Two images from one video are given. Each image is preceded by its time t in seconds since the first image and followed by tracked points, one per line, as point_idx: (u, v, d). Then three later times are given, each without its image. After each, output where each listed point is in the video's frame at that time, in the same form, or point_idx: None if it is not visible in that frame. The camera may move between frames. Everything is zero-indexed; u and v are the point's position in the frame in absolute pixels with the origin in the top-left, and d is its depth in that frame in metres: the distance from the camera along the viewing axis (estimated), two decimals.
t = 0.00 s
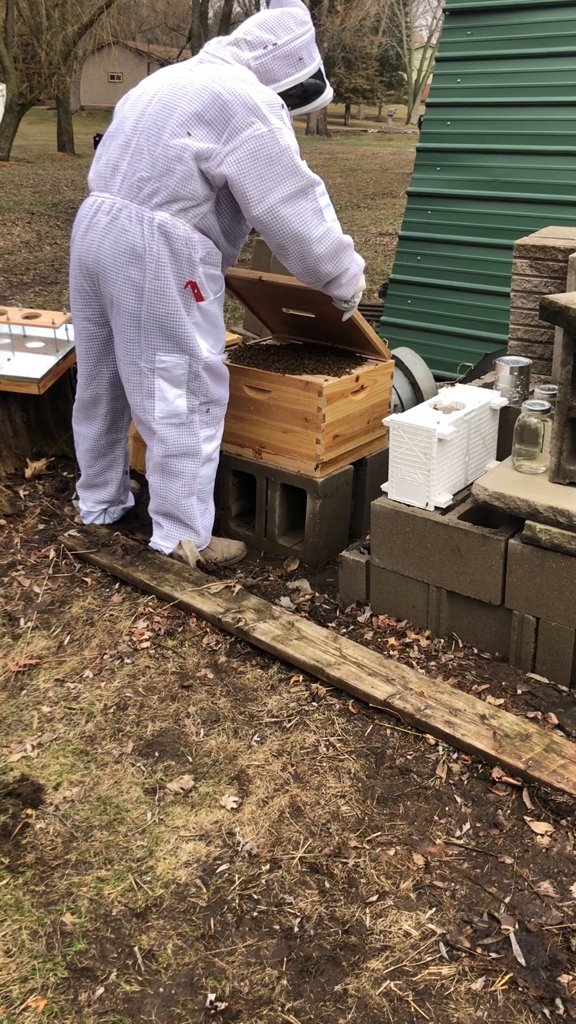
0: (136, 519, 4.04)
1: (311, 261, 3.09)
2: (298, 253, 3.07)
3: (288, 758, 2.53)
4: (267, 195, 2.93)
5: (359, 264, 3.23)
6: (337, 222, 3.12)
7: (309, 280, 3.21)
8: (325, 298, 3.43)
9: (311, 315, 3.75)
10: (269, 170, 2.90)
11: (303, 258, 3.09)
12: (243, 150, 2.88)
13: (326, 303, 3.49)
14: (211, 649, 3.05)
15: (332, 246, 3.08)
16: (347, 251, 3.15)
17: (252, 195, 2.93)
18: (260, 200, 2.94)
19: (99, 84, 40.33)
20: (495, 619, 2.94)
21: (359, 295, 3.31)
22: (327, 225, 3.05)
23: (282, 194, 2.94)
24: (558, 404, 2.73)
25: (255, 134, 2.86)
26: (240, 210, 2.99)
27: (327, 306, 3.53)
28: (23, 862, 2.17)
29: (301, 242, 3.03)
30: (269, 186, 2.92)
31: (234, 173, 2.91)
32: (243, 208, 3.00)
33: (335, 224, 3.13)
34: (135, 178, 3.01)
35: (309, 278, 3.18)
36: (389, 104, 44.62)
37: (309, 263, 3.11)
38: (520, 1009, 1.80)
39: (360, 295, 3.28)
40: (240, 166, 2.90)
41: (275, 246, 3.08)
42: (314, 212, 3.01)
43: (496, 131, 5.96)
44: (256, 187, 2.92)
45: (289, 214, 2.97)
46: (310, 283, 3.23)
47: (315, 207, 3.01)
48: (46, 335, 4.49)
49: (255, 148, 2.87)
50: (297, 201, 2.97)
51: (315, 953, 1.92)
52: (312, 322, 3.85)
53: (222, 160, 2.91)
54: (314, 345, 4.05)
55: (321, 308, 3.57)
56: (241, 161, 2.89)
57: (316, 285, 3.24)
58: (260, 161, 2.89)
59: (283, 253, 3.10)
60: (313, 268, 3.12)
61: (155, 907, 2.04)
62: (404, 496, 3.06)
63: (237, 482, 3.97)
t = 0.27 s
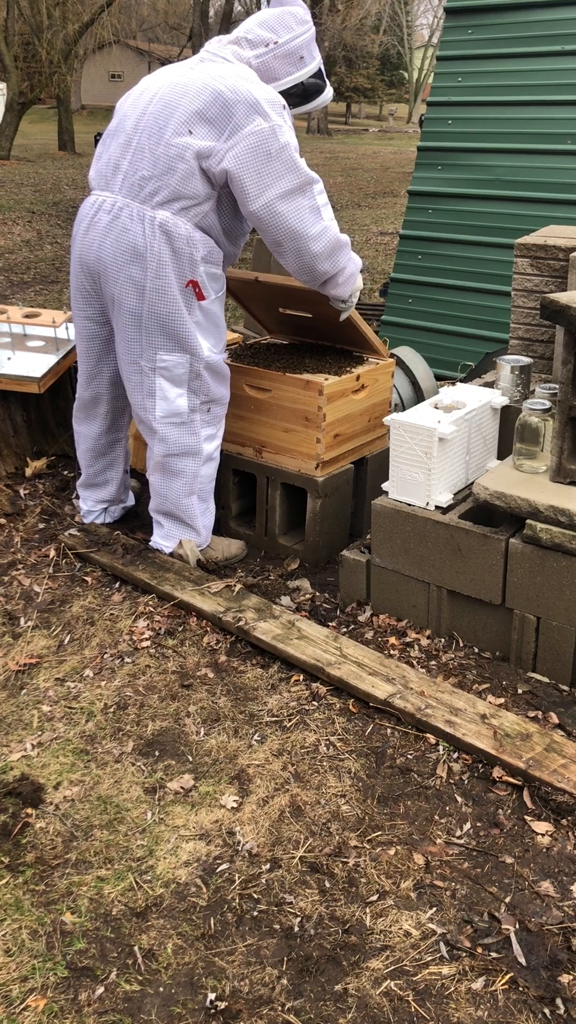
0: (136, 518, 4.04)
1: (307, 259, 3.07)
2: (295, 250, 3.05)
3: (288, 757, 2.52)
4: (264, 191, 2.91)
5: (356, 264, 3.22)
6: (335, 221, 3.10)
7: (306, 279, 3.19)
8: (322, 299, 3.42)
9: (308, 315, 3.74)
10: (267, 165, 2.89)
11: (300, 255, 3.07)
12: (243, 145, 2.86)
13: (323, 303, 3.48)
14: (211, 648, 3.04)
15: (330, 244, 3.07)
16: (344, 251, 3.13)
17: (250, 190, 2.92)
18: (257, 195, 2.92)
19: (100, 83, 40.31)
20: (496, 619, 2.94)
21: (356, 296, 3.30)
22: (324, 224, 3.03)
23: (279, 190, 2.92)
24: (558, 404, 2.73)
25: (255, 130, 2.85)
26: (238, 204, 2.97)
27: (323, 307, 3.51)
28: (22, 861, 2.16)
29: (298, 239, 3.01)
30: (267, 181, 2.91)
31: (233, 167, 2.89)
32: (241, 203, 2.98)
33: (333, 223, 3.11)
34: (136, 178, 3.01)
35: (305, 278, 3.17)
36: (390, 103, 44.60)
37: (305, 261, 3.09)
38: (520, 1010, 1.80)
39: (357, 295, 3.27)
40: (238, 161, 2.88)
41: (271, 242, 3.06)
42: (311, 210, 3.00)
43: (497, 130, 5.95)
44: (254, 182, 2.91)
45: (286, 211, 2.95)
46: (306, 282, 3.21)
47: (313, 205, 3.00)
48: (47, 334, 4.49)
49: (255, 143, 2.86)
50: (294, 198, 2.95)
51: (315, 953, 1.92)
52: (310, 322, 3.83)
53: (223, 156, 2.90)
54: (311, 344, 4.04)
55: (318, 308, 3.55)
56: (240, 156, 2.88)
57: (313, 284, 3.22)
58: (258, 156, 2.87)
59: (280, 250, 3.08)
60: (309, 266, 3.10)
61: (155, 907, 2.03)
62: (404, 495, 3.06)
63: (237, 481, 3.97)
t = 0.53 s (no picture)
0: (137, 517, 4.04)
1: (304, 254, 3.04)
2: (291, 245, 3.03)
3: (289, 757, 2.52)
4: (262, 184, 2.90)
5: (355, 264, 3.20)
6: (333, 220, 3.08)
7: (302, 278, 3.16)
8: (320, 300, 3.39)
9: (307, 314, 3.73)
10: (265, 159, 2.87)
11: (296, 251, 3.04)
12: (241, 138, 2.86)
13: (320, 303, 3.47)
14: (212, 648, 3.05)
15: (327, 242, 3.04)
16: (342, 250, 3.11)
17: (248, 182, 2.90)
18: (254, 187, 2.91)
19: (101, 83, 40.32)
20: (496, 619, 2.94)
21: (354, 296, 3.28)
22: (321, 221, 3.01)
23: (276, 184, 2.90)
24: (560, 404, 2.73)
25: (255, 124, 2.85)
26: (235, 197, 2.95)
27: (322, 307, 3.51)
28: (23, 861, 2.16)
29: (294, 234, 2.99)
30: (264, 174, 2.89)
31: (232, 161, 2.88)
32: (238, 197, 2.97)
33: (331, 222, 3.09)
34: (139, 177, 3.01)
35: (302, 275, 3.14)
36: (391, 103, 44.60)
37: (302, 258, 3.07)
38: (520, 1010, 1.80)
39: (354, 295, 3.24)
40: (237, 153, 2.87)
41: (268, 237, 3.03)
42: (308, 206, 2.98)
43: (498, 129, 5.95)
44: (251, 175, 2.89)
45: (283, 205, 2.93)
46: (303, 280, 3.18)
47: (310, 202, 2.98)
48: (48, 334, 4.48)
49: (253, 136, 2.85)
50: (292, 193, 2.93)
51: (316, 952, 1.92)
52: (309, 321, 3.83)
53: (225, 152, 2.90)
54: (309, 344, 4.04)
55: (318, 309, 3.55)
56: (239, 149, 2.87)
57: (310, 283, 3.20)
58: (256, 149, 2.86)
59: (276, 245, 3.05)
60: (306, 262, 3.07)
61: (155, 907, 2.04)
62: (405, 495, 3.06)
63: (238, 481, 3.97)
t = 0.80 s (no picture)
0: (138, 516, 4.04)
1: (315, 262, 3.08)
2: (302, 253, 3.06)
3: (290, 757, 2.52)
4: (273, 193, 2.92)
5: (362, 268, 3.22)
6: (341, 226, 3.11)
7: (311, 283, 3.19)
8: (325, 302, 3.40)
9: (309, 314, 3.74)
10: (275, 168, 2.89)
11: (306, 258, 3.07)
12: (251, 147, 2.87)
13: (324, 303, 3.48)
14: (213, 647, 3.04)
15: (336, 248, 3.07)
16: (350, 255, 3.14)
17: (258, 192, 2.92)
18: (266, 197, 2.93)
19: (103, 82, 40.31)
20: (498, 619, 2.94)
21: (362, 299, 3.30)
22: (330, 227, 3.04)
23: (287, 192, 2.93)
24: (561, 404, 2.73)
25: (263, 132, 2.86)
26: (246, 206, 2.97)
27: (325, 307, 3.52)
28: (23, 860, 2.16)
29: (305, 242, 3.02)
30: (275, 184, 2.91)
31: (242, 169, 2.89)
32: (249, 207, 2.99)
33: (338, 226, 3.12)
34: (141, 177, 3.01)
35: (311, 281, 3.17)
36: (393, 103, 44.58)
37: (312, 265, 3.10)
38: (521, 1010, 1.79)
39: (364, 298, 3.29)
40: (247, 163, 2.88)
41: (279, 245, 3.06)
42: (318, 213, 3.01)
43: (500, 129, 5.95)
44: (262, 185, 2.91)
45: (294, 213, 2.96)
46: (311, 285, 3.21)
47: (320, 208, 3.01)
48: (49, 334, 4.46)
49: (262, 145, 2.86)
50: (302, 200, 2.96)
51: (316, 952, 1.92)
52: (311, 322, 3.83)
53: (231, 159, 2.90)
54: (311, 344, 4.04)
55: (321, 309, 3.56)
56: (248, 158, 2.88)
57: (318, 288, 3.22)
58: (266, 158, 2.88)
59: (286, 253, 3.08)
60: (316, 269, 3.10)
61: (156, 906, 2.03)
62: (407, 495, 3.05)
63: (239, 480, 3.97)
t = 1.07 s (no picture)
0: (140, 516, 4.04)
1: (324, 268, 3.08)
2: (312, 261, 3.06)
3: (291, 756, 2.52)
4: (282, 201, 2.93)
5: (369, 273, 3.23)
6: (350, 231, 3.12)
7: (322, 291, 3.20)
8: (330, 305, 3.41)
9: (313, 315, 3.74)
10: (284, 176, 2.90)
11: (317, 266, 3.08)
12: (259, 155, 2.87)
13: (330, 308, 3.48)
14: (214, 646, 3.04)
15: (345, 253, 3.08)
16: (358, 260, 3.15)
17: (268, 200, 2.93)
18: (275, 206, 2.94)
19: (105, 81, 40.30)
20: (500, 619, 2.93)
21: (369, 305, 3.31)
22: (340, 232, 3.05)
23: (296, 200, 2.93)
24: (564, 403, 2.71)
25: (269, 139, 2.86)
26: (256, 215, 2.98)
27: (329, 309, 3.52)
28: (25, 860, 2.16)
29: (316, 250, 3.03)
30: (284, 192, 2.92)
31: (251, 177, 2.90)
32: (259, 215, 3.00)
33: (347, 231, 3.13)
34: (143, 177, 3.00)
35: (321, 288, 3.17)
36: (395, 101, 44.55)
37: (322, 273, 3.11)
38: (523, 1010, 1.79)
39: (371, 304, 3.29)
40: (256, 171, 2.89)
41: (290, 253, 3.07)
42: (328, 219, 3.02)
43: (503, 128, 5.94)
44: (271, 193, 2.92)
45: (304, 221, 2.97)
46: (321, 293, 3.22)
47: (329, 214, 3.02)
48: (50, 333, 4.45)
49: (270, 153, 2.87)
50: (311, 208, 2.97)
51: (318, 952, 1.92)
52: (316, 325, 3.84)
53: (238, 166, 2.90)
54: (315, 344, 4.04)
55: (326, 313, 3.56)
56: (255, 165, 2.89)
57: (327, 295, 3.23)
58: (275, 166, 2.88)
59: (297, 261, 3.09)
60: (326, 276, 3.11)
61: (157, 905, 2.03)
62: (408, 494, 3.05)
63: (241, 480, 3.97)
